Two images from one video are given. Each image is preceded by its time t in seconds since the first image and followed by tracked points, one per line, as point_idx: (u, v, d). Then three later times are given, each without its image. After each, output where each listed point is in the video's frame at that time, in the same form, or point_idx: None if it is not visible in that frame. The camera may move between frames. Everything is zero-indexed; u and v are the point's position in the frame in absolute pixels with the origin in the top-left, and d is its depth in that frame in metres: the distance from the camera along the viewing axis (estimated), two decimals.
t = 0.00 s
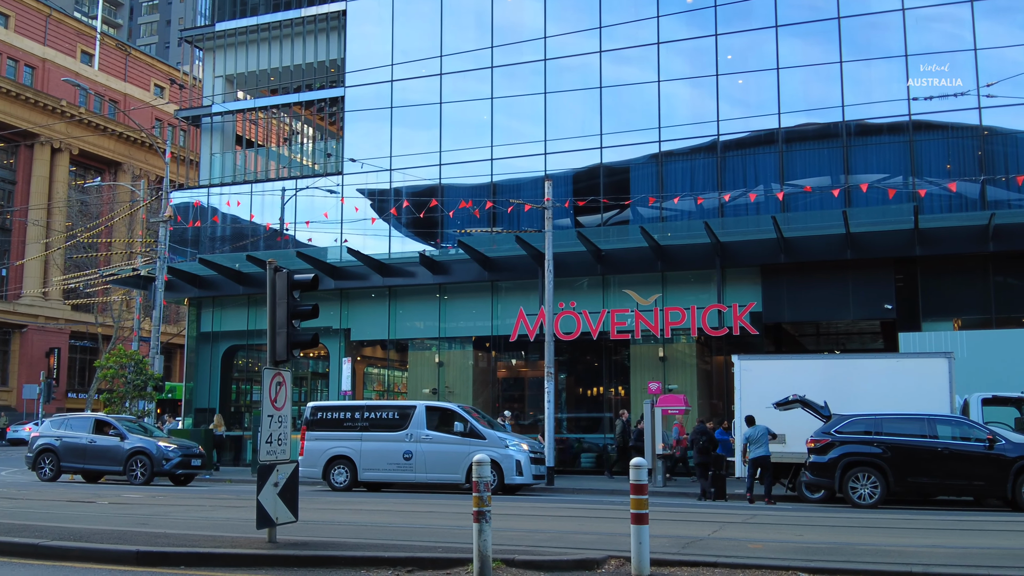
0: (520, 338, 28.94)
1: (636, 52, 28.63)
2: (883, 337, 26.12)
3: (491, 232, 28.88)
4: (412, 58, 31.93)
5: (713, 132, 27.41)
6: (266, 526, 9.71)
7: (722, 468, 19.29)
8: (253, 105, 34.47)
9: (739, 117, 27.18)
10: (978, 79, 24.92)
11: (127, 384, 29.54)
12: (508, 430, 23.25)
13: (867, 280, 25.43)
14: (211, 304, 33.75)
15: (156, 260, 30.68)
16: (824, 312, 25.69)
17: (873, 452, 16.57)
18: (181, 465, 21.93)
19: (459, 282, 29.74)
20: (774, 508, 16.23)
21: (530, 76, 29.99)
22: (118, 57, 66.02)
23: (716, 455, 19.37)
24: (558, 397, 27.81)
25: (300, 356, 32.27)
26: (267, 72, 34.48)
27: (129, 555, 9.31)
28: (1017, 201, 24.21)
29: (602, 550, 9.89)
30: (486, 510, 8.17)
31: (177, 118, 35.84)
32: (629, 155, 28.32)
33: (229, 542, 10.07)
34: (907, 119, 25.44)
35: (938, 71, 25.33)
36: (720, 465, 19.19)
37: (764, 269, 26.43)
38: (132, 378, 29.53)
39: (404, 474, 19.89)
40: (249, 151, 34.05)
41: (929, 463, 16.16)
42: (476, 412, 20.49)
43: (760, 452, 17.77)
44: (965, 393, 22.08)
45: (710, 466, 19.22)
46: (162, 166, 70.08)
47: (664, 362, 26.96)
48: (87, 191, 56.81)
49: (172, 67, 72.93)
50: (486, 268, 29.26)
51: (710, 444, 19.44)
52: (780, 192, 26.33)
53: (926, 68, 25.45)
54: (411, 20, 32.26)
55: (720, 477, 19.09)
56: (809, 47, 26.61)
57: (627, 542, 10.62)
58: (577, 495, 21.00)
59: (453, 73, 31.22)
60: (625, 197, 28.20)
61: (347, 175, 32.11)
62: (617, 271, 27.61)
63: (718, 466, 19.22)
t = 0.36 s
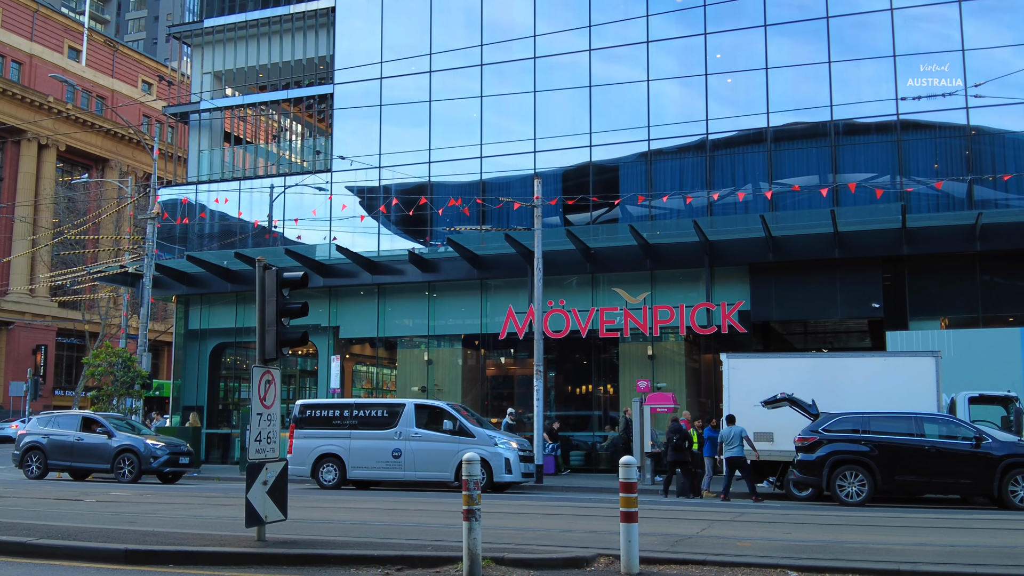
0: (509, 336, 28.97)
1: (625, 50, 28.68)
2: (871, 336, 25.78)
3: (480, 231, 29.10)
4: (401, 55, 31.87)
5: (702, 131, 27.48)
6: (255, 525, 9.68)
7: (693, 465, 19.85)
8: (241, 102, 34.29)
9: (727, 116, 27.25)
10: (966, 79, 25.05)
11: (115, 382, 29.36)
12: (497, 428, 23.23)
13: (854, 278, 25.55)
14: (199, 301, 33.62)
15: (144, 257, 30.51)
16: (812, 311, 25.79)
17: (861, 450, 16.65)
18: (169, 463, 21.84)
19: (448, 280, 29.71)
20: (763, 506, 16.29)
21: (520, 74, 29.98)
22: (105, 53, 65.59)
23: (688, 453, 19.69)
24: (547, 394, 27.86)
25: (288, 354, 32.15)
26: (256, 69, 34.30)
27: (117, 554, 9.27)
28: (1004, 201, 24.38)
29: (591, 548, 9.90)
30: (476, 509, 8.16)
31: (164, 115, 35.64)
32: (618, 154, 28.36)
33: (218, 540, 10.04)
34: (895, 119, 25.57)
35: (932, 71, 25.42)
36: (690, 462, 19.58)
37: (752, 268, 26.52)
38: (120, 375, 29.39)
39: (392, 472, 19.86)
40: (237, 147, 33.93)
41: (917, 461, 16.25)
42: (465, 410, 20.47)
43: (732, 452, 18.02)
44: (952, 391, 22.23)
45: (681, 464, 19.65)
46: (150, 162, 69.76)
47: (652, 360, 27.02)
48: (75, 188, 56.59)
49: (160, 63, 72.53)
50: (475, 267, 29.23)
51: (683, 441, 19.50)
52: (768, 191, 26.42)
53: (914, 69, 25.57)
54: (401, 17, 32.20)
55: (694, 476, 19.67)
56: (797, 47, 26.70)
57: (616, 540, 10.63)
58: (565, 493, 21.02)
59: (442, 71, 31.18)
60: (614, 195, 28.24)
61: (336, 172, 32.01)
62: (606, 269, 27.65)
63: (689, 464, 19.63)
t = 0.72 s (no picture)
0: (506, 336, 28.98)
1: (622, 50, 28.69)
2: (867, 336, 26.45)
3: (477, 230, 29.06)
4: (398, 55, 31.86)
5: (699, 131, 27.49)
6: (253, 524, 9.67)
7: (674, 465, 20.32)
8: (238, 101, 34.23)
9: (725, 116, 27.27)
10: (963, 80, 25.07)
11: (111, 381, 29.33)
12: (493, 428, 23.22)
13: (851, 278, 25.58)
14: (195, 300, 33.59)
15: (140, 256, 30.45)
16: (809, 311, 25.83)
17: (858, 450, 16.68)
18: (165, 463, 21.81)
19: (445, 280, 29.71)
20: (759, 506, 16.31)
21: (517, 74, 29.98)
22: (102, 52, 65.43)
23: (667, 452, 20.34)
24: (544, 394, 27.88)
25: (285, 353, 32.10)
26: (253, 68, 34.26)
27: (114, 553, 9.26)
28: (1000, 201, 24.43)
29: (588, 548, 9.90)
30: (473, 509, 8.16)
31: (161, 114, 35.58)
32: (615, 153, 28.38)
33: (215, 540, 10.03)
34: (892, 119, 25.60)
35: (933, 71, 25.40)
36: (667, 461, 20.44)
37: (749, 268, 26.55)
38: (117, 374, 29.35)
39: (389, 471, 19.86)
40: (234, 147, 33.90)
41: (913, 461, 16.28)
42: (462, 410, 20.45)
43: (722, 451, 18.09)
44: (949, 391, 22.27)
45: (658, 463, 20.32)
46: (146, 161, 69.66)
47: (649, 360, 27.05)
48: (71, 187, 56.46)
49: (156, 62, 72.44)
50: (472, 266, 29.22)
51: (661, 440, 20.53)
52: (765, 191, 26.46)
53: (911, 69, 25.60)
54: (398, 17, 32.18)
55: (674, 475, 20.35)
56: (794, 47, 26.73)
57: (613, 540, 10.64)
58: (562, 492, 21.03)
59: (440, 70, 31.17)
60: (611, 195, 28.25)
61: (333, 171, 31.98)
62: (603, 269, 27.66)
63: (665, 463, 20.48)
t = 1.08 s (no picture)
0: (504, 336, 29.00)
1: (620, 50, 28.70)
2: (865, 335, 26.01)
3: (475, 231, 29.19)
4: (396, 55, 31.86)
5: (697, 131, 27.51)
6: (251, 525, 9.67)
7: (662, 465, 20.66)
8: (235, 101, 34.24)
9: (723, 116, 27.29)
10: (961, 80, 25.10)
11: (109, 381, 29.28)
12: (492, 428, 23.21)
13: (848, 279, 25.60)
14: (193, 300, 33.57)
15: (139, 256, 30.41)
16: (808, 311, 25.85)
17: (856, 450, 16.70)
18: (163, 463, 21.78)
19: (443, 280, 29.71)
20: (758, 506, 16.31)
21: (515, 74, 29.99)
22: (99, 51, 65.39)
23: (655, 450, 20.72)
24: (542, 394, 27.91)
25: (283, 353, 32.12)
26: (251, 68, 34.26)
27: (112, 554, 9.25)
28: (998, 201, 24.45)
29: (587, 548, 9.91)
30: (472, 509, 8.16)
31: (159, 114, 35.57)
32: (613, 154, 28.39)
33: (213, 541, 10.02)
34: (890, 120, 25.63)
35: (930, 72, 25.42)
36: (651, 464, 21.33)
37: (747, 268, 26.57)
38: (115, 374, 29.33)
39: (387, 472, 19.86)
40: (232, 146, 33.91)
41: (910, 461, 16.30)
42: (460, 410, 20.43)
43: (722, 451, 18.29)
44: (946, 392, 22.30)
45: (642, 465, 20.91)
46: (144, 161, 69.60)
47: (647, 360, 27.08)
48: (68, 187, 56.40)
49: (154, 62, 72.43)
50: (470, 266, 29.21)
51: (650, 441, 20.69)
52: (763, 191, 26.47)
53: (908, 70, 25.63)
54: (396, 17, 32.16)
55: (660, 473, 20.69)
56: (792, 47, 26.75)
57: (611, 540, 10.65)
58: (560, 492, 21.03)
59: (437, 70, 31.17)
60: (609, 195, 28.27)
61: (331, 171, 31.98)
62: (601, 269, 27.66)
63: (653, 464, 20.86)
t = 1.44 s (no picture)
0: (503, 339, 28.98)
1: (619, 53, 28.74)
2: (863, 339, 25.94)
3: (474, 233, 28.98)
4: (394, 59, 31.88)
5: (695, 134, 27.54)
6: (250, 529, 9.66)
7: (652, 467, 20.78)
8: (234, 104, 34.29)
9: (721, 119, 27.32)
10: (958, 84, 25.15)
11: (107, 384, 29.25)
12: (490, 431, 23.20)
13: (846, 282, 25.64)
14: (192, 303, 33.58)
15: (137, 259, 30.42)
16: (806, 314, 25.88)
17: (853, 453, 16.72)
18: (162, 466, 21.75)
19: (442, 283, 29.73)
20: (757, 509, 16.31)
21: (514, 77, 30.02)
22: (98, 54, 65.41)
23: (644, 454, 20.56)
24: (540, 396, 27.93)
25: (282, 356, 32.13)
26: (249, 71, 34.30)
27: (111, 558, 9.24)
28: (996, 204, 24.49)
29: (585, 552, 9.91)
30: (470, 514, 8.17)
31: (157, 117, 35.61)
32: (611, 157, 28.42)
33: (212, 545, 10.02)
34: (888, 123, 25.65)
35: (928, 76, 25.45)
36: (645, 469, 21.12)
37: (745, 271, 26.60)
38: (113, 377, 29.28)
39: (386, 475, 19.85)
40: (230, 149, 33.95)
41: (908, 464, 16.32)
42: (458, 412, 20.42)
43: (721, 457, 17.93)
44: (944, 394, 22.34)
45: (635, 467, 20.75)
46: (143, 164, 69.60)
47: (645, 362, 27.08)
48: (67, 190, 56.39)
49: (152, 64, 72.51)
50: (468, 269, 29.23)
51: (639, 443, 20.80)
52: (761, 195, 26.47)
53: (906, 74, 25.66)
54: (395, 20, 32.17)
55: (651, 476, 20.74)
56: (790, 50, 26.78)
57: (609, 544, 10.65)
58: (559, 496, 21.02)
59: (436, 73, 31.19)
60: (607, 198, 28.30)
61: (330, 174, 32.00)
62: (599, 272, 27.66)
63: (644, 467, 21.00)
